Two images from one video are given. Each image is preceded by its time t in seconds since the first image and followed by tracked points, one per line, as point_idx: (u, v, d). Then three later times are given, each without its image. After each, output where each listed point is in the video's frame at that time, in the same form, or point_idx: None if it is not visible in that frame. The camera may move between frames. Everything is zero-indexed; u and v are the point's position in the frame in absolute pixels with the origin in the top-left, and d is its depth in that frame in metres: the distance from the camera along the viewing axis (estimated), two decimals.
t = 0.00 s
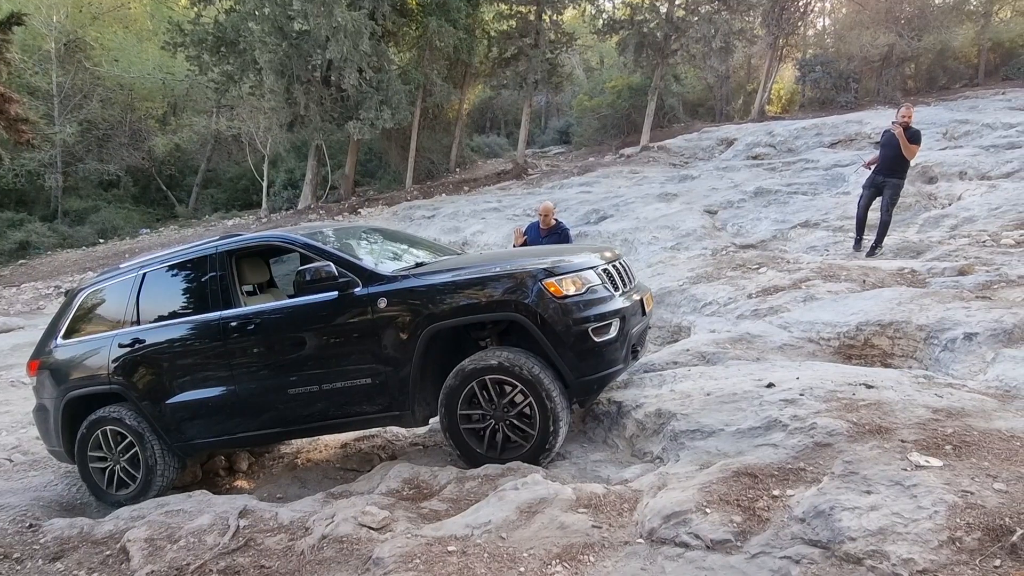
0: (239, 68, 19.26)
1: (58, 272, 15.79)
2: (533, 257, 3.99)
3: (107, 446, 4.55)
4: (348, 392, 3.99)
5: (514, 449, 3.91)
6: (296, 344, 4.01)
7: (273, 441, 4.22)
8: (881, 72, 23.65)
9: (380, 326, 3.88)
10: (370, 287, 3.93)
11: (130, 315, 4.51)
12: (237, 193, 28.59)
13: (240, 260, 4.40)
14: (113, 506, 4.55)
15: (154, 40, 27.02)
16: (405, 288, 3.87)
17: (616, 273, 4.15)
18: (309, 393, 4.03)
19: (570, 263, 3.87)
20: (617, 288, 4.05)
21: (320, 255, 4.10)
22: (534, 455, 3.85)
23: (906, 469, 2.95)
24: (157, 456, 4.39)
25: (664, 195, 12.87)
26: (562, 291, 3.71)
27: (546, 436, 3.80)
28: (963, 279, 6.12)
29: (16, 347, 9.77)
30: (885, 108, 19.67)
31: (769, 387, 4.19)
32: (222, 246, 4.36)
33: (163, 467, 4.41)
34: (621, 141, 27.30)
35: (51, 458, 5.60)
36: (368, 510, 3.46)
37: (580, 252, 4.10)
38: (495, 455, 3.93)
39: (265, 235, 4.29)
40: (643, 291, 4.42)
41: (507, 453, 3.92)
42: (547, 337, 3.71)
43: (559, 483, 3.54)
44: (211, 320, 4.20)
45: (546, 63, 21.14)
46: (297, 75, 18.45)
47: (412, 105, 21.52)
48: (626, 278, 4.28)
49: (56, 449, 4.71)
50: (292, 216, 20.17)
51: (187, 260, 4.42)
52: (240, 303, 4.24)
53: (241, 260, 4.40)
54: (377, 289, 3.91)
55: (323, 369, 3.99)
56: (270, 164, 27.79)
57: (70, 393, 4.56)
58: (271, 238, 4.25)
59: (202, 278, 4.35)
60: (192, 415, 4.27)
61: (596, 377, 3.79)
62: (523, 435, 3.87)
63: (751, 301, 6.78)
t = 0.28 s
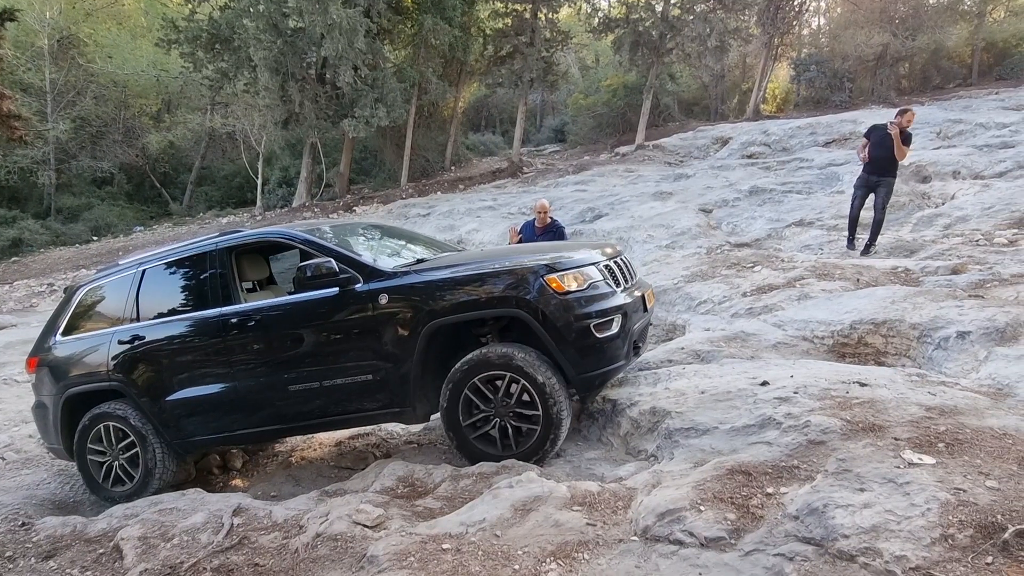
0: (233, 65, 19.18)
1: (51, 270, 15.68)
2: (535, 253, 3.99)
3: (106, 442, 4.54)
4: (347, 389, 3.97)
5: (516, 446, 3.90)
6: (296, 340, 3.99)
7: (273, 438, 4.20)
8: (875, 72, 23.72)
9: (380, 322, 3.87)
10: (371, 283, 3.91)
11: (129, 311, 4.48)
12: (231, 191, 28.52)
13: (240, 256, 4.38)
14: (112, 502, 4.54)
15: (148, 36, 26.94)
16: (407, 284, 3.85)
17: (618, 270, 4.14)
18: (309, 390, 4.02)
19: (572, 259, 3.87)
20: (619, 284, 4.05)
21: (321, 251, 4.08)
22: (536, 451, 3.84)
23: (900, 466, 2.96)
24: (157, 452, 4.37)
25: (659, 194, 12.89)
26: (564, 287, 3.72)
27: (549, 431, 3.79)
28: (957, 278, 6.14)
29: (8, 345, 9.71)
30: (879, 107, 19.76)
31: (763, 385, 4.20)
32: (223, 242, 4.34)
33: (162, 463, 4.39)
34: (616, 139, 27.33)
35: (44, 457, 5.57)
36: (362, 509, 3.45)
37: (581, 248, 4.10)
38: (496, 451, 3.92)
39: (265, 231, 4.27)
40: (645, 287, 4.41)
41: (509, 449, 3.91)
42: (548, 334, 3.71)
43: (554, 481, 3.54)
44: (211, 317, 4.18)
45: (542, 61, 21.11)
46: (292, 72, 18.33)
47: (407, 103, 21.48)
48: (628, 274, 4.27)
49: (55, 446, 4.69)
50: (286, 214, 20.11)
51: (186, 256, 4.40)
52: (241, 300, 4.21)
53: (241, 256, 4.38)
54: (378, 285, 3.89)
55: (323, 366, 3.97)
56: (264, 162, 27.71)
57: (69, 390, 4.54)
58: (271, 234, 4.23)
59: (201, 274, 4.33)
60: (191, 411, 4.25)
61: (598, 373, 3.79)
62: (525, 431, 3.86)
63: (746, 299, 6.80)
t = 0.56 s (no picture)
0: (230, 62, 19.13)
1: (46, 267, 15.62)
2: (540, 247, 3.99)
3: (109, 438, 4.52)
4: (351, 385, 3.96)
5: (525, 441, 3.88)
6: (301, 335, 3.98)
7: (276, 434, 4.19)
8: (872, 70, 23.77)
9: (386, 316, 3.85)
10: (376, 277, 3.91)
11: (132, 307, 4.46)
12: (228, 188, 28.54)
13: (243, 251, 4.37)
14: (114, 498, 4.52)
15: (144, 33, 26.87)
16: (412, 278, 3.85)
17: (623, 264, 4.14)
18: (313, 385, 4.01)
19: (578, 253, 3.87)
20: (625, 278, 4.05)
21: (325, 246, 4.07)
22: (545, 446, 3.82)
23: (896, 464, 2.97)
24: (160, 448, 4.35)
25: (656, 192, 12.90)
26: (571, 280, 3.72)
27: (557, 425, 3.78)
28: (953, 276, 6.16)
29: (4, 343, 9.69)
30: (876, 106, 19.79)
31: (760, 382, 4.22)
32: (227, 237, 4.33)
33: (165, 458, 4.38)
34: (613, 137, 27.32)
35: (39, 455, 5.56)
36: (359, 506, 3.45)
37: (587, 242, 4.09)
38: (504, 446, 3.91)
39: (268, 226, 4.26)
40: (650, 281, 4.41)
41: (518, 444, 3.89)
42: (555, 328, 3.70)
43: (551, 479, 3.54)
44: (215, 312, 4.16)
45: (539, 59, 21.08)
46: (288, 69, 18.34)
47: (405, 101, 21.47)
48: (633, 268, 4.27)
49: (57, 444, 4.67)
50: (283, 211, 20.08)
51: (190, 252, 4.39)
52: (245, 295, 4.21)
53: (244, 251, 4.37)
54: (383, 279, 3.89)
55: (328, 360, 3.96)
56: (261, 159, 27.66)
57: (71, 387, 4.51)
58: (274, 229, 4.22)
59: (205, 269, 4.32)
60: (195, 407, 4.23)
61: (605, 367, 3.78)
62: (534, 427, 3.85)
63: (742, 297, 6.81)
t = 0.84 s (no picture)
0: (227, 59, 19.08)
1: (43, 264, 15.61)
2: (559, 238, 3.97)
3: (122, 433, 4.49)
4: (367, 377, 3.94)
5: (547, 432, 3.84)
6: (317, 328, 3.95)
7: (291, 428, 4.17)
8: (870, 69, 23.84)
9: (403, 308, 3.84)
10: (393, 269, 3.89)
11: (146, 303, 4.43)
12: (226, 186, 28.55)
13: (257, 244, 4.34)
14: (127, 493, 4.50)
15: (141, 30, 26.81)
16: (431, 270, 3.83)
17: (643, 255, 4.12)
18: (331, 378, 3.98)
19: (598, 243, 3.86)
20: (644, 268, 4.03)
21: (342, 239, 4.06)
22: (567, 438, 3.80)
23: (892, 461, 2.99)
24: (174, 443, 4.34)
25: (654, 190, 12.91)
26: (591, 269, 3.71)
27: (580, 416, 3.76)
28: (950, 274, 6.18)
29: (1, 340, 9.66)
30: (873, 105, 19.83)
31: (757, 380, 4.24)
32: (241, 230, 4.29)
33: (179, 453, 4.36)
34: (612, 135, 27.33)
35: (36, 453, 5.55)
36: (357, 504, 3.46)
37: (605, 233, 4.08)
38: (524, 438, 3.87)
39: (282, 219, 4.24)
40: (669, 273, 4.38)
41: (540, 436, 3.85)
42: (576, 317, 3.69)
43: (548, 476, 3.55)
44: (231, 305, 4.13)
45: (538, 57, 21.05)
46: (286, 67, 18.32)
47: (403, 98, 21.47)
48: (651, 260, 4.25)
49: (69, 440, 4.64)
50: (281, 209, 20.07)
51: (203, 246, 4.36)
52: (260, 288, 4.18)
53: (258, 244, 4.34)
54: (401, 271, 3.87)
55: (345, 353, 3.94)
56: (258, 157, 27.63)
57: (84, 382, 4.48)
58: (289, 222, 4.20)
59: (219, 263, 4.29)
60: (209, 402, 4.21)
61: (626, 357, 3.75)
62: (556, 418, 3.82)
63: (740, 295, 6.82)
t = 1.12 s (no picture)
0: (225, 58, 19.04)
1: (41, 264, 15.59)
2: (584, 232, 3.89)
3: (138, 429, 4.48)
4: (390, 373, 3.89)
5: (572, 429, 3.75)
6: (336, 323, 3.92)
7: (312, 424, 4.13)
8: (868, 67, 23.84)
9: (426, 303, 3.78)
10: (415, 263, 3.84)
11: (161, 297, 4.40)
12: (224, 185, 28.55)
13: (274, 239, 4.31)
14: (143, 489, 4.49)
15: (138, 29, 26.77)
16: (452, 263, 3.78)
17: (666, 250, 4.03)
18: (353, 374, 3.94)
19: (622, 238, 3.77)
20: (669, 263, 3.95)
21: (361, 232, 4.03)
22: (592, 435, 3.71)
23: (890, 459, 2.99)
24: (191, 438, 4.33)
25: (653, 188, 12.92)
26: (618, 264, 3.62)
27: (605, 413, 3.66)
28: (947, 273, 6.20)
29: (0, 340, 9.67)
30: (871, 103, 19.85)
31: (755, 378, 4.24)
32: (258, 225, 4.27)
33: (196, 449, 4.35)
34: (610, 135, 27.35)
35: (34, 453, 5.55)
36: (356, 503, 3.46)
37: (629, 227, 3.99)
38: (551, 435, 3.78)
39: (301, 213, 4.20)
40: (690, 269, 4.30)
41: (565, 433, 3.76)
42: (603, 312, 3.59)
43: (547, 475, 3.55)
44: (248, 300, 4.10)
45: (536, 56, 21.02)
46: (284, 66, 18.25)
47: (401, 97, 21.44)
48: (674, 255, 4.15)
49: (84, 435, 4.63)
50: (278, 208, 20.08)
51: (219, 240, 4.33)
52: (278, 283, 4.15)
53: (275, 238, 4.31)
54: (423, 265, 3.82)
55: (367, 348, 3.89)
56: (256, 156, 27.63)
57: (99, 378, 4.46)
58: (307, 216, 4.16)
59: (235, 257, 4.26)
60: (226, 397, 4.19)
61: (654, 353, 3.66)
62: (581, 414, 3.73)
63: (738, 294, 6.83)
